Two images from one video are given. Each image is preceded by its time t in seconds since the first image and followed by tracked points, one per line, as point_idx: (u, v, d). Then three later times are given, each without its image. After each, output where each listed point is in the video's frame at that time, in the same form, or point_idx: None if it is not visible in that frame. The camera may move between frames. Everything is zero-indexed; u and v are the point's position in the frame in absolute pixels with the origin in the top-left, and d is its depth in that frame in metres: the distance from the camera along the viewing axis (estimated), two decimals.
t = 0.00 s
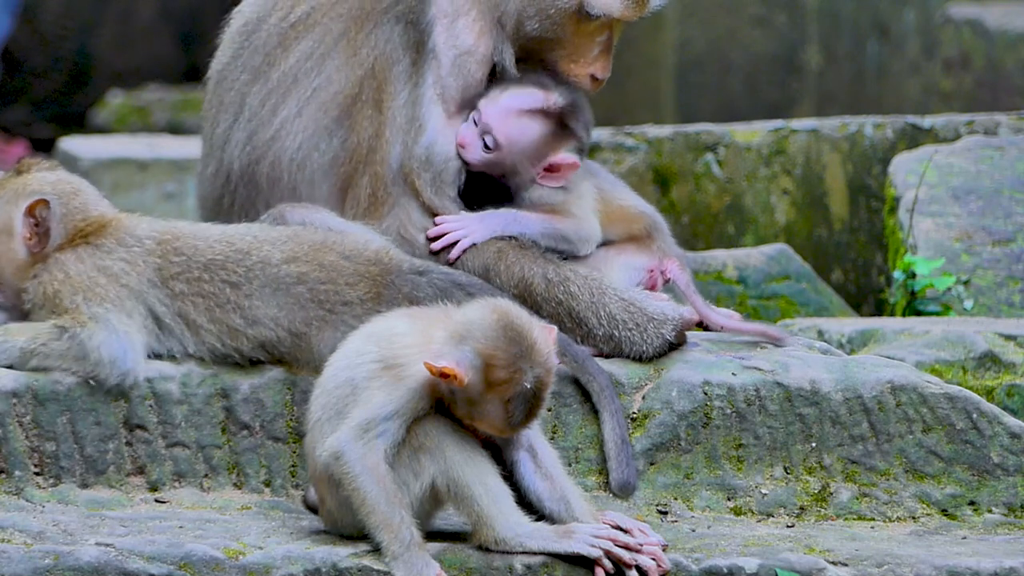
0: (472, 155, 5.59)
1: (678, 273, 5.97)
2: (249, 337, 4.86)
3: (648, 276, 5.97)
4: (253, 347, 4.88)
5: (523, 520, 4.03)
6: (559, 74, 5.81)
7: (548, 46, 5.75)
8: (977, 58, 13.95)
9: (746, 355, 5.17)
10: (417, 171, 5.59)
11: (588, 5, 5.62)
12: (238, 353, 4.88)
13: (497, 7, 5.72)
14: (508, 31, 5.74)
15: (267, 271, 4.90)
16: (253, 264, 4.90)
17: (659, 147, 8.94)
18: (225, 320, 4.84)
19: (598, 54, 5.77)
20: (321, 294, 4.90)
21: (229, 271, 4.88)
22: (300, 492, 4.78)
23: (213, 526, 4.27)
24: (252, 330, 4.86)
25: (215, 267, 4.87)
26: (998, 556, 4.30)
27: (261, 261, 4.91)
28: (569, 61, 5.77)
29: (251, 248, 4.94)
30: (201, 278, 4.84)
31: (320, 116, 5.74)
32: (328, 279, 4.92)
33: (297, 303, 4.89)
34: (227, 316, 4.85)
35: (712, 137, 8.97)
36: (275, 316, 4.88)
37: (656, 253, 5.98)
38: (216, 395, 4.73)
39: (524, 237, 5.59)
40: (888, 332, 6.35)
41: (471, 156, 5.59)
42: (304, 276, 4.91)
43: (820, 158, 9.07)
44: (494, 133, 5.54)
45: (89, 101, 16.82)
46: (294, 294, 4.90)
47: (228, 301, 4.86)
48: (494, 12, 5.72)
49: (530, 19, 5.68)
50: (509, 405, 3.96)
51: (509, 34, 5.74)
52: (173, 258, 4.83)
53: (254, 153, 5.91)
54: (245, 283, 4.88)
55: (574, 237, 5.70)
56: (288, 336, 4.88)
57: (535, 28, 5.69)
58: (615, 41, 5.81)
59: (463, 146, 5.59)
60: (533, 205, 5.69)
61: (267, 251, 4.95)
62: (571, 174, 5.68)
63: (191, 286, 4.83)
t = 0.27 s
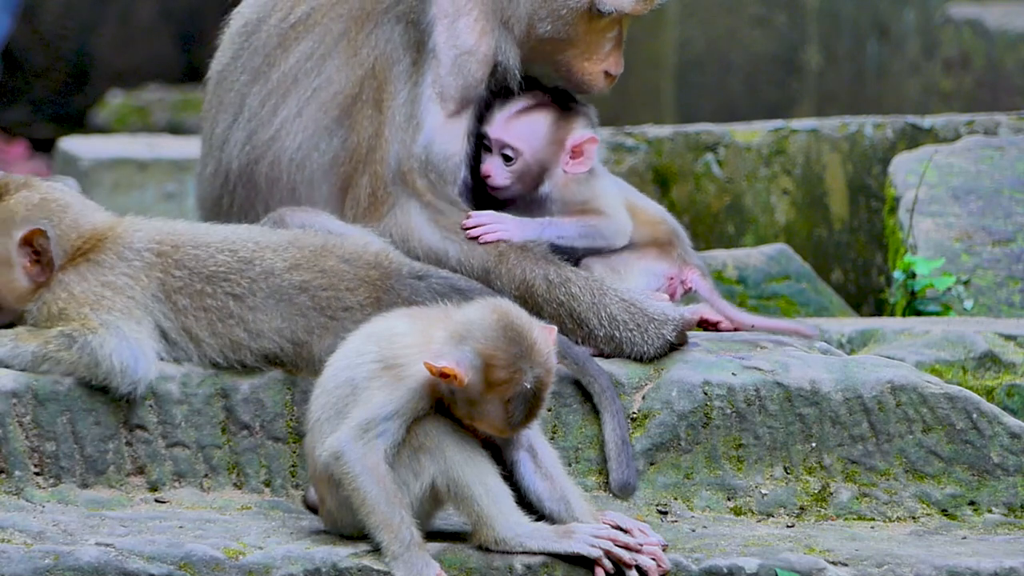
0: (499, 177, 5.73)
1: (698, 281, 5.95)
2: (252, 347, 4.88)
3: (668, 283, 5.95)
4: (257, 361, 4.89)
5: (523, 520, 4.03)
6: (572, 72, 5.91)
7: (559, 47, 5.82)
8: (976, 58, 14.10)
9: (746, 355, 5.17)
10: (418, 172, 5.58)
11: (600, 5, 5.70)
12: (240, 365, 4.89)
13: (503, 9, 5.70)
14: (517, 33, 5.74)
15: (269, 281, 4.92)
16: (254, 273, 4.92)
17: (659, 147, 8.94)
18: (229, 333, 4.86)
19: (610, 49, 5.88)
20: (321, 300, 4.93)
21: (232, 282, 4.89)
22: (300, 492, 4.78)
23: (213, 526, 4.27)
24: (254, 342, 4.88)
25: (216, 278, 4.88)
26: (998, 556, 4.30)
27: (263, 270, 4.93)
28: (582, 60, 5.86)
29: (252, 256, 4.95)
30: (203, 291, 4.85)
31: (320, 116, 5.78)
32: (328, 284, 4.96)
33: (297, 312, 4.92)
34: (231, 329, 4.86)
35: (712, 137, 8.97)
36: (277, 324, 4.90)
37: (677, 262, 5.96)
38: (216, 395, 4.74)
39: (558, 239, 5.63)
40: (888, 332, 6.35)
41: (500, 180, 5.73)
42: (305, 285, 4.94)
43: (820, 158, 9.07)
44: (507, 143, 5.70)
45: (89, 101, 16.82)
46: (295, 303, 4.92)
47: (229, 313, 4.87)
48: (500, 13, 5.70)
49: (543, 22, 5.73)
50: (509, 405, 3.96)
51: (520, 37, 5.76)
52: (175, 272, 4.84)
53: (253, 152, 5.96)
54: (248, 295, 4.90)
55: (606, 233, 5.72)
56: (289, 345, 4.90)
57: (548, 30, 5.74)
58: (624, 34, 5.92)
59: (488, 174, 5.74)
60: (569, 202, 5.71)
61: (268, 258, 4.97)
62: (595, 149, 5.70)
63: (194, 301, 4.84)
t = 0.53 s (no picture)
0: (509, 198, 5.55)
1: (707, 295, 5.84)
2: (253, 355, 4.88)
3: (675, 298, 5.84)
4: (256, 365, 4.88)
5: (523, 520, 4.04)
6: (582, 65, 5.85)
7: (570, 41, 5.78)
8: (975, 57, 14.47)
9: (746, 355, 5.16)
10: (415, 173, 5.58)
11: None
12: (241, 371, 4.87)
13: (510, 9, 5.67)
14: (526, 32, 5.71)
15: (270, 288, 4.94)
16: (255, 280, 4.94)
17: (659, 147, 8.94)
18: (230, 343, 4.86)
19: (620, 41, 5.84)
20: (320, 303, 4.94)
21: (233, 291, 4.91)
22: (300, 493, 4.76)
23: (213, 526, 4.27)
24: (254, 348, 4.88)
25: (218, 287, 4.91)
26: (998, 556, 4.30)
27: (263, 276, 4.95)
28: (593, 53, 5.82)
29: (253, 263, 4.97)
30: (205, 301, 4.88)
31: (319, 116, 5.82)
32: (327, 287, 4.97)
33: (295, 317, 4.92)
34: (233, 337, 4.87)
35: (712, 137, 8.97)
36: (277, 330, 4.90)
37: (686, 276, 5.83)
38: (216, 394, 4.76)
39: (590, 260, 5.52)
40: (888, 332, 6.35)
41: (510, 198, 5.55)
42: (304, 290, 4.95)
43: (820, 158, 9.07)
44: (519, 164, 5.50)
45: (90, 102, 16.83)
46: (294, 308, 4.93)
47: (229, 322, 4.88)
48: (507, 13, 5.67)
49: (555, 17, 5.69)
50: (509, 406, 3.96)
51: (530, 35, 5.73)
52: (177, 284, 4.87)
53: (250, 153, 5.98)
54: (250, 304, 4.91)
55: (628, 247, 5.56)
56: (288, 350, 4.89)
57: (563, 24, 5.70)
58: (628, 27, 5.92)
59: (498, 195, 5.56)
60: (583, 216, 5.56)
61: (269, 263, 4.99)
62: (606, 168, 5.53)
63: (198, 313, 4.87)
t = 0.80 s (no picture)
0: (521, 230, 5.55)
1: (700, 298, 5.95)
2: (253, 357, 4.87)
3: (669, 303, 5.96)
4: (254, 369, 4.87)
5: (523, 520, 4.04)
6: (574, 76, 5.90)
7: (568, 50, 5.80)
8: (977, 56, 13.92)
9: (746, 355, 5.16)
10: (411, 174, 5.60)
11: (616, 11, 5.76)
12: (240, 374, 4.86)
13: (515, 14, 5.67)
14: (529, 39, 5.72)
15: (270, 290, 4.92)
16: (255, 282, 4.92)
17: (659, 147, 8.94)
18: (230, 345, 4.84)
19: (614, 56, 5.91)
20: (320, 305, 4.94)
21: (232, 294, 4.89)
22: (300, 492, 4.79)
23: (213, 526, 4.27)
24: (254, 351, 4.87)
25: (217, 290, 4.88)
26: (998, 556, 4.30)
27: (263, 279, 4.93)
28: (588, 66, 5.87)
29: (253, 265, 4.95)
30: (202, 303, 4.86)
31: (318, 117, 5.82)
32: (327, 290, 4.96)
33: (295, 319, 4.91)
34: (232, 340, 4.85)
35: (712, 137, 8.97)
36: (277, 332, 4.89)
37: (678, 281, 5.97)
38: (216, 395, 4.77)
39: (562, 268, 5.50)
40: (888, 332, 6.36)
41: (522, 231, 5.56)
42: (304, 293, 4.94)
43: (820, 158, 9.07)
44: (531, 200, 5.46)
45: (89, 102, 16.82)
46: (294, 311, 4.92)
47: (228, 325, 4.85)
48: (512, 19, 5.67)
49: (559, 27, 5.72)
50: (509, 405, 3.96)
51: (532, 41, 5.73)
52: (171, 284, 4.84)
53: (249, 152, 5.98)
54: (249, 306, 4.89)
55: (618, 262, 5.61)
56: (289, 352, 4.89)
57: (564, 35, 5.74)
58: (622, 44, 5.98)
59: (510, 230, 5.55)
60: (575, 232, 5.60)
61: (269, 265, 4.97)
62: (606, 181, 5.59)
63: (193, 313, 4.84)
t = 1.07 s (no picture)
0: (529, 232, 5.47)
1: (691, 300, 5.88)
2: (253, 360, 4.85)
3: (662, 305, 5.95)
4: (254, 370, 4.85)
5: (523, 520, 4.04)
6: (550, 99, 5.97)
7: (556, 74, 5.87)
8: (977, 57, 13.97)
9: (746, 355, 5.16)
10: (412, 173, 5.59)
11: (615, 50, 5.84)
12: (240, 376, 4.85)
13: (519, 27, 5.68)
14: (528, 55, 5.74)
15: (271, 294, 4.91)
16: (256, 286, 4.91)
17: (659, 147, 8.95)
18: (230, 349, 4.82)
19: (593, 89, 6.00)
20: (321, 308, 4.92)
21: (233, 298, 4.88)
22: (300, 492, 4.79)
23: (213, 526, 4.27)
24: (254, 354, 4.85)
25: (217, 294, 4.87)
26: (998, 556, 4.30)
27: (264, 282, 4.92)
28: (567, 93, 5.95)
29: (254, 268, 4.93)
30: (202, 307, 4.84)
31: (318, 114, 5.82)
32: (329, 292, 4.94)
33: (296, 322, 4.90)
34: (232, 344, 4.83)
35: (712, 137, 8.98)
36: (278, 336, 4.87)
37: (671, 283, 5.97)
38: (216, 395, 4.77)
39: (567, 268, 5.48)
40: (888, 332, 6.35)
41: (531, 233, 5.48)
42: (305, 296, 4.92)
43: (820, 158, 9.07)
44: (540, 201, 5.39)
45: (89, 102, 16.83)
46: (295, 313, 4.90)
47: (228, 329, 4.84)
48: (515, 30, 5.68)
49: (556, 52, 5.78)
50: (509, 406, 3.96)
51: (530, 56, 5.75)
52: (170, 286, 4.83)
53: (249, 150, 5.99)
54: (250, 310, 4.88)
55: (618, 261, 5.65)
56: (289, 354, 4.87)
57: (558, 60, 5.80)
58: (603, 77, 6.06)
59: (519, 233, 5.46)
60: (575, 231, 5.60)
61: (271, 268, 4.95)
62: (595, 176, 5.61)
63: (192, 317, 4.82)
